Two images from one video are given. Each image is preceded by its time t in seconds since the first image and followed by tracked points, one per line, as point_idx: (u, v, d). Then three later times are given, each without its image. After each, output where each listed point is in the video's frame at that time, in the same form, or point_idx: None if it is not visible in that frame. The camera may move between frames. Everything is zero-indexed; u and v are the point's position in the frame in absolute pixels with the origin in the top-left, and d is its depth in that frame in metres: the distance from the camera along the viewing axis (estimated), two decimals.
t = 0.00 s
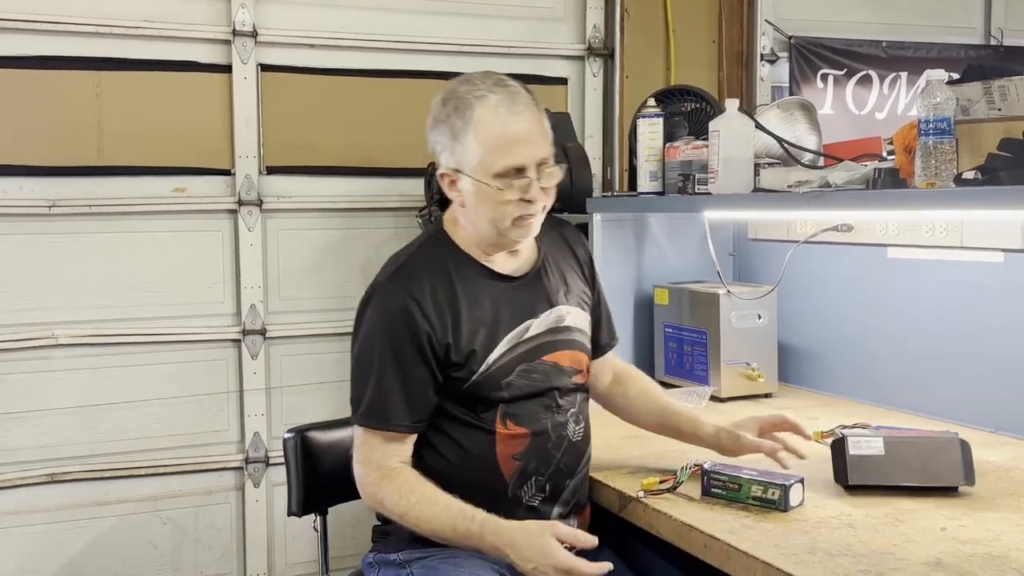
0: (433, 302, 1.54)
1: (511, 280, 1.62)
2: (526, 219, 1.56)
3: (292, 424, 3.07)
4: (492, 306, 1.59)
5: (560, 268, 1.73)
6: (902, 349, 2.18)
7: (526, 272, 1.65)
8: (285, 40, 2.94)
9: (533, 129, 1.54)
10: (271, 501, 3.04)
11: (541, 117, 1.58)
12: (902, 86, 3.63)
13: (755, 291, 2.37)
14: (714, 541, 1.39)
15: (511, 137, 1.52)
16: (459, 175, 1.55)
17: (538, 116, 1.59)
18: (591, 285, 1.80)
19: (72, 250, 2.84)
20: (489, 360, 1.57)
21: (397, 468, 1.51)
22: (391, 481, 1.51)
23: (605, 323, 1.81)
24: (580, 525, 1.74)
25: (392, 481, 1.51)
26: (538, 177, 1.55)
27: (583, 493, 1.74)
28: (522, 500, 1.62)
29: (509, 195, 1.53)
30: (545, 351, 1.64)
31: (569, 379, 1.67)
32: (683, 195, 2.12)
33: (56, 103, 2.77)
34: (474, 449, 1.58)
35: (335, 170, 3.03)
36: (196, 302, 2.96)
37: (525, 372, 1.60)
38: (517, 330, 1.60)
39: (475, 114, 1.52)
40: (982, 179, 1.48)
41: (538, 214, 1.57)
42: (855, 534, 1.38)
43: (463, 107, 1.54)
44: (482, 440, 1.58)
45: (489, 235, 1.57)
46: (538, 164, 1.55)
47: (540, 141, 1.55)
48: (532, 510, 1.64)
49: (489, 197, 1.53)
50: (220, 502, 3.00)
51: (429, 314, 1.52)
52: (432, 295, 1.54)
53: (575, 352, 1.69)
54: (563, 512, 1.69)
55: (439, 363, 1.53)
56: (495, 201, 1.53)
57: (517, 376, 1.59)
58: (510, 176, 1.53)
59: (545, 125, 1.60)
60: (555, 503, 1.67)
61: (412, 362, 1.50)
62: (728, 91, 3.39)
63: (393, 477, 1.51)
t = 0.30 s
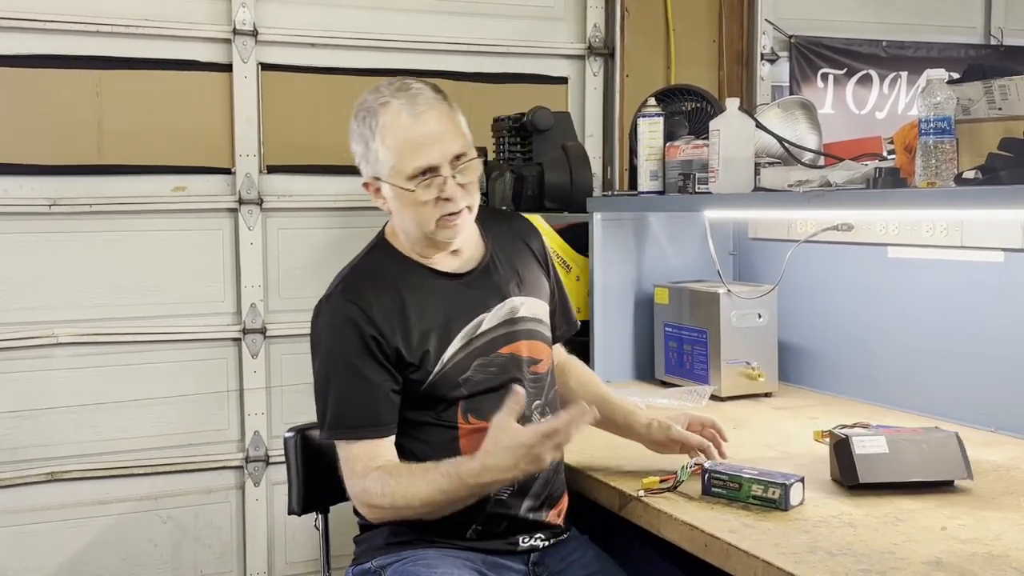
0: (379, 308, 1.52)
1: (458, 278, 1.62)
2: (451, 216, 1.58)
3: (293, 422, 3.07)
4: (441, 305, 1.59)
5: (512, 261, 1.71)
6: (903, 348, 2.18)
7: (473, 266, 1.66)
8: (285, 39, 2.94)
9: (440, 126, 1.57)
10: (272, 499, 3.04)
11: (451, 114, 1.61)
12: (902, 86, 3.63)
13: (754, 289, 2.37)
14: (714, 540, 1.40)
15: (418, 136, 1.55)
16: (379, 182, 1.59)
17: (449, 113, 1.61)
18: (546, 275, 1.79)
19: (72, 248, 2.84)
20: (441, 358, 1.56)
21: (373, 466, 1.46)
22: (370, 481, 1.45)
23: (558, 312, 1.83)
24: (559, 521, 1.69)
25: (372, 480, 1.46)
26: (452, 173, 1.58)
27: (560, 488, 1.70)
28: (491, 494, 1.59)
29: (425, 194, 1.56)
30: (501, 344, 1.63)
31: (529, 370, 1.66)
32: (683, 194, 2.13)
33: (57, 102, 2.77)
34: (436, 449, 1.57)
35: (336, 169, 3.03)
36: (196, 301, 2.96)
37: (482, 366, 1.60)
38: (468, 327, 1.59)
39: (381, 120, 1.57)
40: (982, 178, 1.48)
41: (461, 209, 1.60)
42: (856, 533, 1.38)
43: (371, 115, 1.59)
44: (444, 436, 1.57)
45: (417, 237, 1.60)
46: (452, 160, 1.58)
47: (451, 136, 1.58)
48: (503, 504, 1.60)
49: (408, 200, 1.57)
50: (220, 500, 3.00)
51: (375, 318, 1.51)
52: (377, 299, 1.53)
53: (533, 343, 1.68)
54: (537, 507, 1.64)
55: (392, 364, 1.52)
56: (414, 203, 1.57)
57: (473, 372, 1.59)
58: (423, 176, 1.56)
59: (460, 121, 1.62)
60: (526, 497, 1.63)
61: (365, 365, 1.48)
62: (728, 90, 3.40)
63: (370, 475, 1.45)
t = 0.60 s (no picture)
0: (360, 310, 1.54)
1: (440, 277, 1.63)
2: (423, 231, 1.58)
3: (293, 421, 3.07)
4: (424, 303, 1.59)
5: (494, 257, 1.71)
6: (904, 347, 2.18)
7: (453, 267, 1.65)
8: (286, 38, 2.94)
9: (409, 141, 1.56)
10: (272, 498, 3.04)
11: (420, 127, 1.60)
12: (902, 85, 3.63)
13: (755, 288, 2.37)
14: (715, 539, 1.40)
15: (387, 154, 1.54)
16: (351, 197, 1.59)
17: (420, 126, 1.60)
18: (531, 270, 1.78)
19: (72, 247, 2.84)
20: (424, 357, 1.57)
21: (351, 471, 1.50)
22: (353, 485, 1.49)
23: (546, 309, 1.82)
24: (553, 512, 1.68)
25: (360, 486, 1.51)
26: (421, 188, 1.57)
27: (553, 479, 1.69)
28: (480, 485, 1.58)
29: (397, 209, 1.56)
30: (486, 338, 1.63)
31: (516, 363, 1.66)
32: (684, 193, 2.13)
33: (57, 100, 2.77)
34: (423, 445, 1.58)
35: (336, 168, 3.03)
36: (197, 299, 2.96)
37: (466, 362, 1.60)
38: (451, 324, 1.59)
39: (351, 137, 1.56)
40: (983, 177, 1.49)
41: (434, 222, 1.59)
42: (857, 532, 1.38)
43: (342, 132, 1.58)
44: (432, 431, 1.58)
45: (393, 250, 1.61)
46: (422, 175, 1.57)
47: (421, 151, 1.57)
48: (492, 496, 1.59)
49: (380, 215, 1.57)
50: (220, 499, 3.00)
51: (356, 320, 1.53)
52: (358, 302, 1.55)
53: (519, 337, 1.67)
54: (528, 498, 1.63)
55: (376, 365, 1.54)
56: (386, 218, 1.57)
57: (458, 368, 1.59)
58: (393, 192, 1.56)
59: (431, 132, 1.61)
60: (517, 489, 1.62)
61: (348, 368, 1.51)
62: (729, 89, 3.40)
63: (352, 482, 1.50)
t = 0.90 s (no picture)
0: (391, 302, 1.54)
1: (468, 274, 1.62)
2: (453, 220, 1.58)
3: (293, 420, 3.07)
4: (452, 299, 1.59)
5: (525, 259, 1.71)
6: (905, 345, 2.17)
7: (483, 266, 1.64)
8: (286, 35, 2.93)
9: (448, 128, 1.55)
10: (272, 497, 3.04)
11: (463, 115, 1.59)
12: (903, 84, 3.63)
13: (755, 288, 2.37)
14: (717, 537, 1.39)
15: (425, 138, 1.54)
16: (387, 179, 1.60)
17: (463, 114, 1.59)
18: (561, 275, 1.78)
19: (72, 245, 2.83)
20: (450, 352, 1.57)
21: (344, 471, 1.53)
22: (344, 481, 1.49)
23: (574, 314, 1.82)
24: (562, 516, 1.68)
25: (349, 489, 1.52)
26: (456, 177, 1.57)
27: (564, 487, 1.69)
28: (491, 488, 1.60)
29: (428, 195, 1.56)
30: (511, 340, 1.63)
31: (540, 368, 1.66)
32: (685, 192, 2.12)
33: (57, 98, 2.76)
34: (440, 440, 1.58)
35: (337, 166, 3.03)
36: (197, 298, 2.95)
37: (490, 362, 1.60)
38: (479, 322, 1.59)
39: (392, 118, 1.56)
40: (986, 175, 1.48)
41: (466, 213, 1.58)
42: (859, 531, 1.38)
43: (385, 112, 1.59)
44: (451, 428, 1.58)
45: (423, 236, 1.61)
46: (458, 163, 1.57)
47: (460, 139, 1.56)
48: (503, 499, 1.60)
49: (412, 199, 1.57)
50: (221, 498, 3.00)
51: (384, 310, 1.53)
52: (388, 292, 1.55)
53: (544, 341, 1.67)
54: (539, 504, 1.64)
55: (397, 359, 1.54)
56: (418, 203, 1.57)
57: (481, 367, 1.59)
58: (428, 178, 1.56)
59: (473, 123, 1.60)
60: (528, 494, 1.63)
61: (369, 359, 1.51)
62: (730, 88, 3.39)
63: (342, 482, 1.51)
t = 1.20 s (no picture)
0: (414, 277, 1.57)
1: (489, 259, 1.67)
2: (482, 196, 1.63)
3: (292, 419, 3.07)
4: (470, 282, 1.63)
5: (541, 252, 1.76)
6: (903, 345, 2.18)
7: (500, 253, 1.69)
8: (286, 35, 2.93)
9: (488, 107, 1.61)
10: (272, 496, 3.04)
11: (502, 98, 1.64)
12: (903, 83, 3.63)
13: (756, 287, 2.37)
14: (716, 537, 1.39)
15: (465, 113, 1.59)
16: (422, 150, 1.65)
17: (502, 97, 1.65)
18: (575, 275, 1.83)
19: (72, 244, 2.83)
20: (471, 333, 1.61)
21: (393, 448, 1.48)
22: (412, 454, 1.46)
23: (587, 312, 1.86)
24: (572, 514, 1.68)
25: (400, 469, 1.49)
26: (490, 155, 1.62)
27: (574, 482, 1.70)
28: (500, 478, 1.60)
29: (459, 170, 1.61)
30: (525, 327, 1.68)
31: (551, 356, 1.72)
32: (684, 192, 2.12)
33: (57, 97, 2.77)
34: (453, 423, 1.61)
35: (336, 165, 3.03)
36: (196, 297, 2.95)
37: (506, 347, 1.65)
38: (496, 305, 1.64)
39: (434, 93, 1.62)
40: (985, 176, 1.48)
41: (494, 191, 1.64)
42: (858, 531, 1.38)
43: (427, 87, 1.64)
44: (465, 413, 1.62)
45: (449, 211, 1.65)
46: (492, 141, 1.62)
47: (498, 118, 1.62)
48: (511, 489, 1.61)
49: (443, 172, 1.62)
50: (220, 497, 3.00)
51: (411, 286, 1.56)
52: (413, 269, 1.58)
53: (553, 331, 1.72)
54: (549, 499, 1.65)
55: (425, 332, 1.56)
56: (448, 177, 1.62)
57: (498, 350, 1.64)
58: (463, 151, 1.61)
59: (511, 108, 1.66)
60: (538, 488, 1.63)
61: (400, 331, 1.53)
62: (729, 87, 3.40)
63: (400, 459, 1.47)
